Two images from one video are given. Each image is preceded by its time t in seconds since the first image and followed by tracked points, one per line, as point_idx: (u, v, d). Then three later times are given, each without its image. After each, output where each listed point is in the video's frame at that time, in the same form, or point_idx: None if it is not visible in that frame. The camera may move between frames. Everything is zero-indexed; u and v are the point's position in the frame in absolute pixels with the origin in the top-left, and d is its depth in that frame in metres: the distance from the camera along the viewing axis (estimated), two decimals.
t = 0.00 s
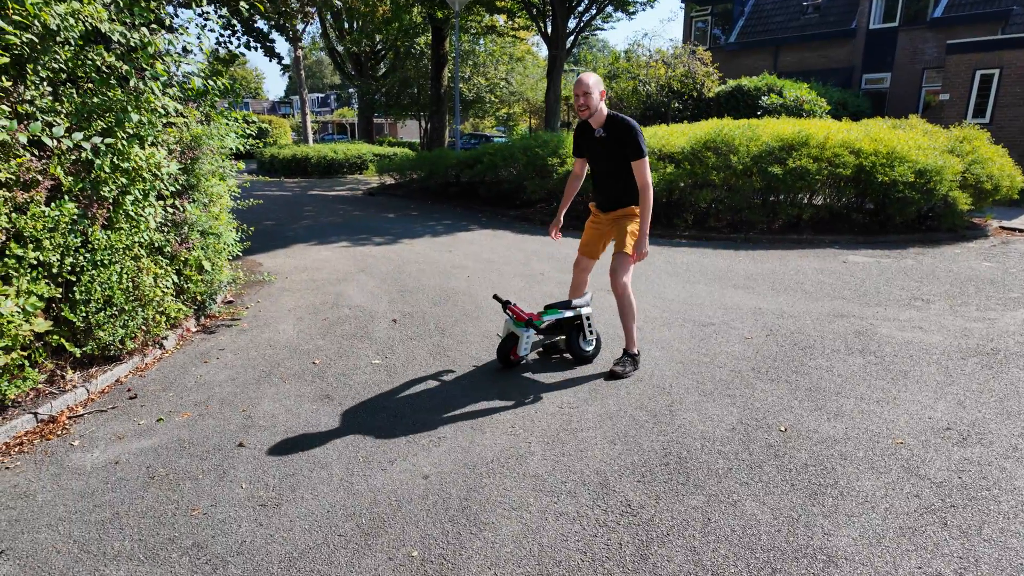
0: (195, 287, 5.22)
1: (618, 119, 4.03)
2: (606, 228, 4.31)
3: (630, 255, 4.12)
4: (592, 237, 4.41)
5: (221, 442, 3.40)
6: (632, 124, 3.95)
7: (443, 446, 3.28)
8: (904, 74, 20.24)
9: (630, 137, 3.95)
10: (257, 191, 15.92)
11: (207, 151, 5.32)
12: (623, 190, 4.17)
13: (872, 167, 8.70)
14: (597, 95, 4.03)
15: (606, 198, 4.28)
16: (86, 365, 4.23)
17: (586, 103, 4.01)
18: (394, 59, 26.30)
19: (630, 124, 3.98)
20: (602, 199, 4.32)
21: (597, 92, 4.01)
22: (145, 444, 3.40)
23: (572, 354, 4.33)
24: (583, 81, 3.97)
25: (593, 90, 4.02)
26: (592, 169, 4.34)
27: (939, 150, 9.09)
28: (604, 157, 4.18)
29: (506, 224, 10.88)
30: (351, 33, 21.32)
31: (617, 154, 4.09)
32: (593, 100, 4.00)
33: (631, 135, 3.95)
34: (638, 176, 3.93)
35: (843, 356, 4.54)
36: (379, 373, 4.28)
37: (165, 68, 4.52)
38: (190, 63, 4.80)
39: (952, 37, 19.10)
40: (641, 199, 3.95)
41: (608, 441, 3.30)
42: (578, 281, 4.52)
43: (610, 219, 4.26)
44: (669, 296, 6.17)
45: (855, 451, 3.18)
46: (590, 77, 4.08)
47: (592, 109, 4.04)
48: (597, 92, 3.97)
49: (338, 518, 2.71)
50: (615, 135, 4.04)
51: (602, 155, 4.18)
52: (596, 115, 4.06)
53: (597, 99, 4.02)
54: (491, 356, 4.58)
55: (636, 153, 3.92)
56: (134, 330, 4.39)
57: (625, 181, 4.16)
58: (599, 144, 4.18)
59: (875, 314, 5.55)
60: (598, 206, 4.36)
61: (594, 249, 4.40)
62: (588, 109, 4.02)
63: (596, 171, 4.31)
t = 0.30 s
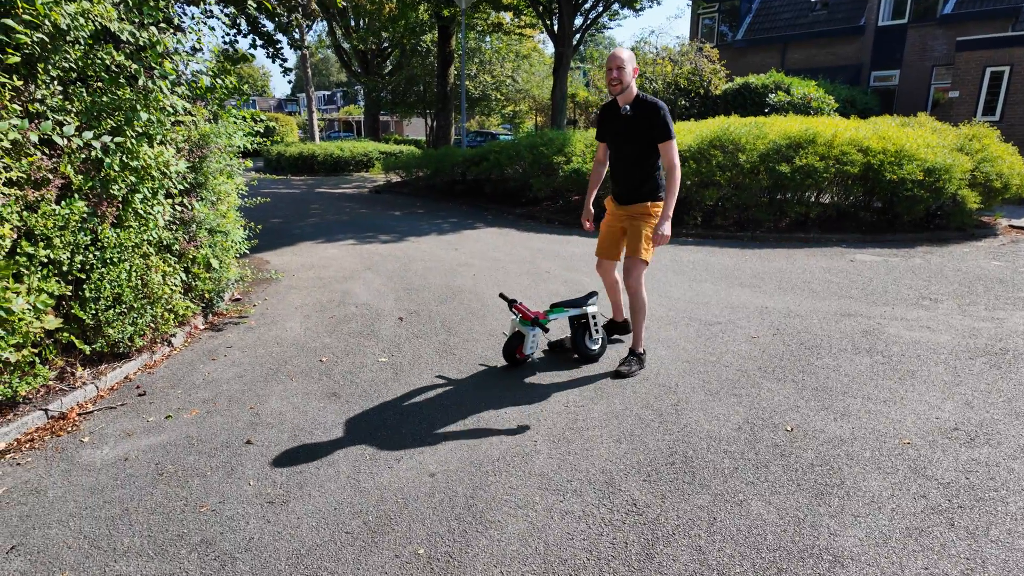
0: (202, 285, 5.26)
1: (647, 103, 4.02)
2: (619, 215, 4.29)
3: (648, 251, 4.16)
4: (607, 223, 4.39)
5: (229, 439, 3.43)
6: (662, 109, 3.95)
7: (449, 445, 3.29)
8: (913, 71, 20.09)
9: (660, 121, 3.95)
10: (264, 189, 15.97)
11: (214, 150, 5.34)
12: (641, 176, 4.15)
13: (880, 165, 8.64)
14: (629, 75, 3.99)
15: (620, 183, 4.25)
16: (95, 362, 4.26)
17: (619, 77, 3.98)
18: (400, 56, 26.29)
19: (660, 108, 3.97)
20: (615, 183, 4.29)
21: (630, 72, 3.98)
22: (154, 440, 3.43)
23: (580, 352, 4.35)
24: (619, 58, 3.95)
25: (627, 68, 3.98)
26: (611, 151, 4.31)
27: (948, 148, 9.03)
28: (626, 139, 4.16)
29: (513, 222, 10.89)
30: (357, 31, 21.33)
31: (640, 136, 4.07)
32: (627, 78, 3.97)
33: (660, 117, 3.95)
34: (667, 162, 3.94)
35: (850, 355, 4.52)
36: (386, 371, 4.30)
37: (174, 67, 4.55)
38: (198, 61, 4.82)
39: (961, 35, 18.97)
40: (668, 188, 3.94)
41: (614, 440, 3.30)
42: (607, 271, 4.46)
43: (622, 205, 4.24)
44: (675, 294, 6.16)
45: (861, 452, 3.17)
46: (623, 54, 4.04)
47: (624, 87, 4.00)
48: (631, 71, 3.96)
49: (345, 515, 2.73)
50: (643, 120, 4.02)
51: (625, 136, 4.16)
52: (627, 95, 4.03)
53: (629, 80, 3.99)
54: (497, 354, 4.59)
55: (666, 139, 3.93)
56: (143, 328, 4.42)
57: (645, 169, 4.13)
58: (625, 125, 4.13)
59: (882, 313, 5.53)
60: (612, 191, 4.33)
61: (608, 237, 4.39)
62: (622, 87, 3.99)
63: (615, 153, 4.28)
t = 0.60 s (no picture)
0: (206, 284, 5.28)
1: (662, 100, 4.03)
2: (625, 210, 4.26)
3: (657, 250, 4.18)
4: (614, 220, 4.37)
5: (232, 438, 3.44)
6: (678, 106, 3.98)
7: (452, 444, 3.30)
8: (919, 70, 20.01)
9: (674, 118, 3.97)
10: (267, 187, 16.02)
11: (218, 149, 5.36)
12: (648, 174, 4.13)
13: (885, 164, 8.62)
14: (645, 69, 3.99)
15: (626, 177, 4.22)
16: (100, 361, 4.28)
17: (637, 70, 3.96)
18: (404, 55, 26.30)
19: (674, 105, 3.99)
20: (621, 177, 4.26)
21: (646, 66, 3.98)
22: (158, 439, 3.44)
23: (582, 352, 4.34)
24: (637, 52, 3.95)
25: (644, 62, 3.98)
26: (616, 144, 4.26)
27: (953, 147, 8.98)
28: (635, 132, 4.12)
29: (516, 221, 10.88)
30: (361, 29, 21.34)
31: (651, 130, 4.06)
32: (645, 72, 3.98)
33: (675, 114, 3.97)
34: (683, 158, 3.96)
35: (854, 355, 4.51)
36: (389, 371, 4.31)
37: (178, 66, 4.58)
38: (201, 61, 4.84)
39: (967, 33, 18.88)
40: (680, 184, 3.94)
41: (616, 440, 3.31)
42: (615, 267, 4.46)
43: (629, 202, 4.21)
44: (678, 294, 6.15)
45: (864, 452, 3.16)
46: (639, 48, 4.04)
47: (641, 81, 4.00)
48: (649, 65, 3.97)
49: (347, 514, 2.74)
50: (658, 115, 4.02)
51: (635, 129, 4.13)
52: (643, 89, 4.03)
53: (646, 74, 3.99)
54: (500, 354, 4.60)
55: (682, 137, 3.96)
56: (147, 327, 4.44)
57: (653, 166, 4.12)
58: (636, 120, 4.11)
59: (887, 313, 5.51)
60: (616, 186, 4.30)
61: (612, 232, 4.39)
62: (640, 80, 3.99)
63: (620, 147, 4.25)
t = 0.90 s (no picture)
0: (207, 284, 5.29)
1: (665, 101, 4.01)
2: (630, 208, 4.27)
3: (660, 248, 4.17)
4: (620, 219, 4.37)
5: (232, 438, 3.44)
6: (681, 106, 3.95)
7: (451, 444, 3.31)
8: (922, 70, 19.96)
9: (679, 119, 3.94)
10: (270, 187, 16.04)
11: (219, 149, 5.37)
12: (654, 174, 4.13)
13: (887, 164, 8.60)
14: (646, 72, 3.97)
15: (632, 177, 4.22)
16: (101, 361, 4.30)
17: (639, 74, 3.95)
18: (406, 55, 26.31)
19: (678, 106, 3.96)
20: (627, 177, 4.26)
21: (647, 69, 3.97)
22: (159, 439, 3.45)
23: (583, 352, 4.34)
24: (637, 56, 3.93)
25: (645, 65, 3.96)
26: (620, 145, 4.26)
27: (956, 147, 8.95)
28: (639, 133, 4.11)
29: (517, 221, 10.88)
30: (363, 29, 21.33)
31: (655, 131, 4.04)
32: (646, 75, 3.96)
33: (681, 115, 3.94)
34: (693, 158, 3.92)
35: (854, 356, 4.51)
36: (389, 371, 4.31)
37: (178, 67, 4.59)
38: (202, 62, 4.85)
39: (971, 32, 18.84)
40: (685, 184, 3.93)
41: (615, 441, 3.31)
42: (620, 264, 4.46)
43: (634, 202, 4.22)
44: (679, 294, 6.15)
45: (864, 454, 3.16)
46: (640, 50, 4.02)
47: (642, 84, 3.99)
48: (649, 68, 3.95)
49: (346, 515, 2.74)
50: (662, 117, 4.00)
51: (638, 130, 4.11)
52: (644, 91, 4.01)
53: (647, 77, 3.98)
54: (500, 354, 4.60)
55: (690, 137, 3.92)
56: (148, 327, 4.45)
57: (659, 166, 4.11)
58: (639, 122, 4.10)
59: (888, 313, 5.50)
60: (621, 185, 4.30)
61: (617, 229, 4.39)
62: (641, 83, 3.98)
63: (625, 147, 4.23)
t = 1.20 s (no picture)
0: (206, 283, 5.28)
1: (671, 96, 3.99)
2: (637, 203, 4.25)
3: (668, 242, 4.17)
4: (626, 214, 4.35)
5: (229, 437, 3.43)
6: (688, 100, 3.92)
7: (449, 442, 3.29)
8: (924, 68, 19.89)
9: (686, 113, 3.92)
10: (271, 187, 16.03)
11: (218, 147, 5.36)
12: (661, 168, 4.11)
13: (889, 163, 8.57)
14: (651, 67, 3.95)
15: (638, 171, 4.20)
16: (99, 359, 4.28)
17: (643, 72, 3.93)
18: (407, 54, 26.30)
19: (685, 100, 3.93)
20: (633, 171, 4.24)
21: (651, 64, 3.94)
22: (156, 438, 3.44)
23: (583, 351, 4.31)
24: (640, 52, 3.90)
25: (648, 62, 3.94)
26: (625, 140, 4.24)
27: (958, 146, 8.91)
28: (645, 127, 4.09)
29: (518, 220, 10.86)
30: (364, 28, 21.30)
31: (661, 125, 4.03)
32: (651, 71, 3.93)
33: (687, 110, 3.92)
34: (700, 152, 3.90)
35: (854, 355, 4.49)
36: (387, 370, 4.29)
37: (177, 65, 4.58)
38: (201, 60, 4.84)
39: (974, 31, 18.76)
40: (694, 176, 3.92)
41: (614, 440, 3.29)
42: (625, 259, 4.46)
43: (640, 195, 4.21)
44: (680, 293, 6.12)
45: (864, 453, 3.14)
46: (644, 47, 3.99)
47: (647, 80, 3.96)
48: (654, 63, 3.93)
49: (343, 514, 2.73)
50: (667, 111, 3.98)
51: (644, 125, 4.10)
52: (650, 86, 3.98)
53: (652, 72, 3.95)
54: (499, 353, 4.58)
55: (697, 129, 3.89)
56: (147, 325, 4.44)
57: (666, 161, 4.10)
58: (645, 118, 4.08)
59: (889, 312, 5.48)
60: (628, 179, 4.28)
61: (624, 224, 4.37)
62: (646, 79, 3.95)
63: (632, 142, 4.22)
